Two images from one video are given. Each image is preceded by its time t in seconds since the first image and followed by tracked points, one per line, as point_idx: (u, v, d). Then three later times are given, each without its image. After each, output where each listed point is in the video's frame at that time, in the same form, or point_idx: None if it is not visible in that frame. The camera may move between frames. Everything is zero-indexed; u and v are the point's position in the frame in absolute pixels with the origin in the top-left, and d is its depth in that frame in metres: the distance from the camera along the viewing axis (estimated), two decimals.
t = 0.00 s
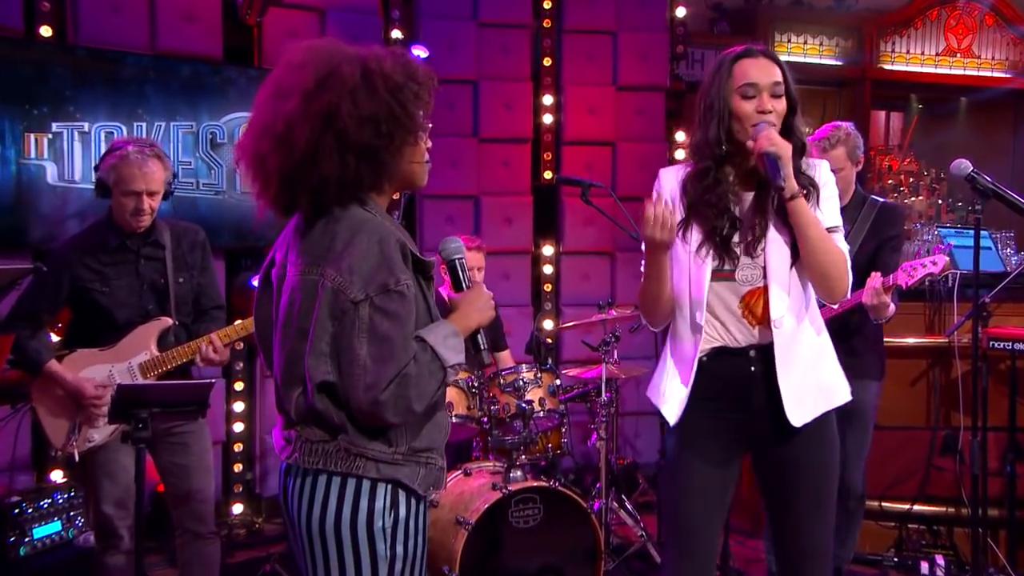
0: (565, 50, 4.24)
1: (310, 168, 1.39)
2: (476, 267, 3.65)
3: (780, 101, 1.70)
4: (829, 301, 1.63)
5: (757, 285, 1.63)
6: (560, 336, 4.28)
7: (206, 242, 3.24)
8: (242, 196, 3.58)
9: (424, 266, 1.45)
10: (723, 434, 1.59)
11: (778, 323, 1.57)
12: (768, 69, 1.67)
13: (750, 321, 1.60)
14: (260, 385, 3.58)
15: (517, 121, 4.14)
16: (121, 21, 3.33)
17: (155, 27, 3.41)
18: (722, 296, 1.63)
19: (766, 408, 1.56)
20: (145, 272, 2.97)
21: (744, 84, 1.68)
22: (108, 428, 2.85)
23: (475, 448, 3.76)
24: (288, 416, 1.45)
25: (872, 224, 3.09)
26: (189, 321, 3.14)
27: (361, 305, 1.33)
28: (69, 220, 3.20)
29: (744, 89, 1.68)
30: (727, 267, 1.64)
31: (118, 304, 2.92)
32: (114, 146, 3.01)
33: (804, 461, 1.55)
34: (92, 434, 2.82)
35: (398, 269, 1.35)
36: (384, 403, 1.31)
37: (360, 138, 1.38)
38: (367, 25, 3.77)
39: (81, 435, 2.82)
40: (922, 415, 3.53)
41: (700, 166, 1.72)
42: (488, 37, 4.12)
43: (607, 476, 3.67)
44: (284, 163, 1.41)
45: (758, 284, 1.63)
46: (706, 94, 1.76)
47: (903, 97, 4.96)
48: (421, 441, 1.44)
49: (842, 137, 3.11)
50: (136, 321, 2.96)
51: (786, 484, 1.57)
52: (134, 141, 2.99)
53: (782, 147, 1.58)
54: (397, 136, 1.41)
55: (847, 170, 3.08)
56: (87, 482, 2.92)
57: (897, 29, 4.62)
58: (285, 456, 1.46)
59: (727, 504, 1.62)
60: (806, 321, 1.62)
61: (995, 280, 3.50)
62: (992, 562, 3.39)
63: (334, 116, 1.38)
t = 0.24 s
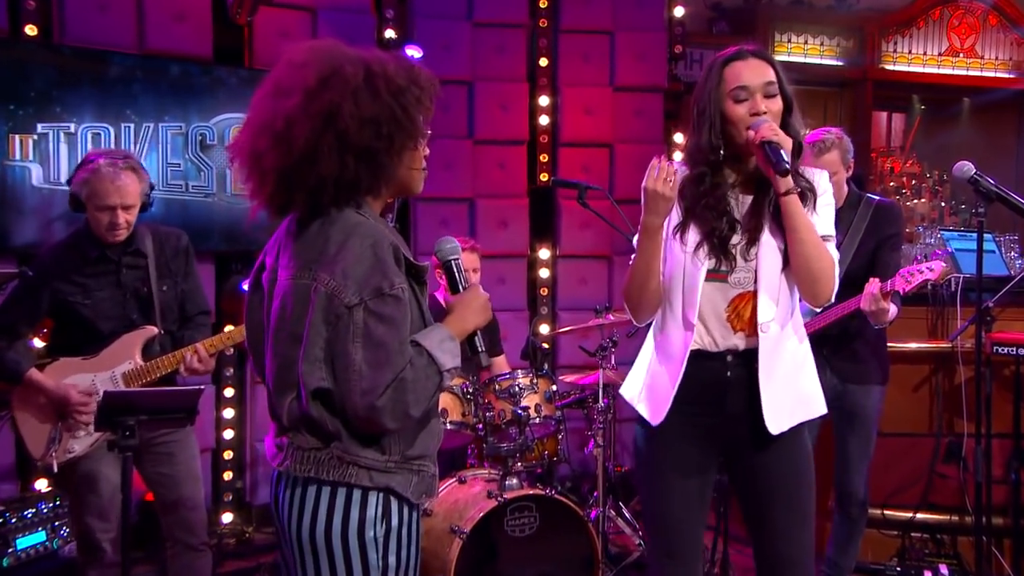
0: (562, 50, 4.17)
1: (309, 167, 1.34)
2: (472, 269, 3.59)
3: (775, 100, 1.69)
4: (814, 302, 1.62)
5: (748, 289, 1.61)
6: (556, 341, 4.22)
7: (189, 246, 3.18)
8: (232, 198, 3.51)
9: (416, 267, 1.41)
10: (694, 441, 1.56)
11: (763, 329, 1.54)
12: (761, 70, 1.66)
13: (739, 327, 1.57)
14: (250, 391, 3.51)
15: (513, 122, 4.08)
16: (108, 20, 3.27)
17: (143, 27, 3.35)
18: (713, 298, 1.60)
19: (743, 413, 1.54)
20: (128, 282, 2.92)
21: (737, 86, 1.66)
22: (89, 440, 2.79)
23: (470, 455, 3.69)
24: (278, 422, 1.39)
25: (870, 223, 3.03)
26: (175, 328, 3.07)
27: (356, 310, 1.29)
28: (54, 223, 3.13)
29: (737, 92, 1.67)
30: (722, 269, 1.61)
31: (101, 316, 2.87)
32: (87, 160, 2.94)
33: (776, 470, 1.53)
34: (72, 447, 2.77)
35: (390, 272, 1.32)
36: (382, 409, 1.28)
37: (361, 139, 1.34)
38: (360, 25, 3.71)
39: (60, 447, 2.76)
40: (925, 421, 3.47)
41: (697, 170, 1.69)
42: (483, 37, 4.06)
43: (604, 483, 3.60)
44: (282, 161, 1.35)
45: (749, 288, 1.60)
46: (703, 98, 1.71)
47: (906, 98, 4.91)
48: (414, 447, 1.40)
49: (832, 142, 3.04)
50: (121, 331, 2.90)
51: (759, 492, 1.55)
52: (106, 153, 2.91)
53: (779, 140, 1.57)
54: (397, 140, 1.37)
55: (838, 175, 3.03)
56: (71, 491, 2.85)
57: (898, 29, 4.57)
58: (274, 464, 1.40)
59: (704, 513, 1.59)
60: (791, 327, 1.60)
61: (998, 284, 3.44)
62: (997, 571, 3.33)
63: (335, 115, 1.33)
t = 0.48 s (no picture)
0: (558, 50, 4.11)
1: (309, 183, 1.32)
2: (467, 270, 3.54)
3: (768, 110, 1.64)
4: (788, 316, 1.55)
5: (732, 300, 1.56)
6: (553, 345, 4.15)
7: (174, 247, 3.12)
8: (222, 200, 3.44)
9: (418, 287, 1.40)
10: (676, 451, 1.53)
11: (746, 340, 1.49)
12: (756, 80, 1.62)
13: (722, 341, 1.52)
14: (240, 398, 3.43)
15: (508, 123, 4.02)
16: (95, 19, 3.21)
17: (131, 26, 3.29)
18: (697, 308, 1.55)
19: (722, 422, 1.51)
20: (113, 288, 2.85)
21: (728, 95, 1.63)
22: (73, 448, 2.71)
23: (465, 462, 3.62)
24: (258, 429, 1.37)
25: (871, 216, 2.97)
26: (163, 334, 2.99)
27: (351, 323, 1.27)
28: (38, 225, 3.07)
29: (728, 102, 1.64)
30: (709, 278, 1.57)
31: (85, 323, 2.80)
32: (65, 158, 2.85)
33: (759, 484, 1.49)
34: (57, 456, 2.69)
35: (392, 288, 1.29)
36: (360, 424, 1.24)
37: (360, 152, 1.31)
38: (353, 24, 3.64)
39: (43, 455, 2.67)
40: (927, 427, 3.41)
41: (690, 179, 1.67)
42: (478, 37, 4.00)
43: (601, 491, 3.53)
44: (282, 179, 1.33)
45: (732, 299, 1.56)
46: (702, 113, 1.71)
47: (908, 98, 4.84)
48: (399, 467, 1.35)
49: (841, 127, 2.98)
50: (107, 339, 2.83)
51: (741, 504, 1.51)
52: (85, 155, 2.83)
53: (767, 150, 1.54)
54: (397, 151, 1.35)
55: (847, 162, 2.98)
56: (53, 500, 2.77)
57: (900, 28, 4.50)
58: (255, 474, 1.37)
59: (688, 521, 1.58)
60: (776, 340, 1.55)
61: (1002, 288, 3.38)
62: None
63: (333, 129, 1.31)
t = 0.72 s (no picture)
0: (553, 50, 4.05)
1: (303, 193, 1.30)
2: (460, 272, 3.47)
3: (768, 114, 1.65)
4: (774, 319, 1.52)
5: (719, 301, 1.57)
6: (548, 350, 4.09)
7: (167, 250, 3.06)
8: (211, 202, 3.38)
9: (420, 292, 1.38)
10: (668, 457, 1.55)
11: (729, 343, 1.51)
12: (760, 81, 1.63)
13: (709, 344, 1.54)
14: (229, 404, 3.36)
15: (503, 124, 3.96)
16: (81, 17, 3.15)
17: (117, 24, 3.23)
18: (684, 312, 1.58)
19: (711, 429, 1.51)
20: (102, 287, 2.78)
21: (730, 93, 1.65)
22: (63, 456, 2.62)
23: (459, 469, 3.55)
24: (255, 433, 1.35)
25: (879, 220, 2.91)
26: (153, 337, 2.92)
27: (349, 325, 1.26)
28: (21, 227, 2.99)
29: (729, 101, 1.65)
30: (694, 280, 1.59)
31: (72, 322, 2.72)
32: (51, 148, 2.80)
33: (755, 491, 1.50)
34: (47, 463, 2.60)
35: (392, 289, 1.28)
36: (357, 426, 1.23)
37: (353, 157, 1.30)
38: (345, 22, 3.57)
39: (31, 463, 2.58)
40: (930, 433, 3.35)
41: (688, 177, 1.71)
42: (472, 36, 3.94)
43: (598, 498, 3.47)
44: (277, 188, 1.31)
45: (720, 299, 1.57)
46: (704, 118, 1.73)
47: (911, 98, 4.79)
48: (396, 471, 1.33)
49: (858, 126, 2.95)
50: (94, 339, 2.74)
51: (737, 509, 1.51)
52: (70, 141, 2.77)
53: (757, 149, 1.55)
54: (391, 153, 1.33)
55: (861, 160, 2.93)
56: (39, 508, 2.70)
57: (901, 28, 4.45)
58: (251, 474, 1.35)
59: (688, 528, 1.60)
60: (765, 344, 1.54)
61: (1006, 291, 3.33)
62: None
63: (325, 136, 1.30)
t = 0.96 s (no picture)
0: (549, 49, 4.00)
1: (289, 182, 1.26)
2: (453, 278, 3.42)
3: (768, 111, 1.67)
4: (771, 316, 1.54)
5: (716, 301, 1.61)
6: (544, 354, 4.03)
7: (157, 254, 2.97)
8: (201, 204, 3.31)
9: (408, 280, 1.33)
10: (671, 460, 1.57)
11: (725, 343, 1.54)
12: (759, 78, 1.65)
13: (707, 343, 1.58)
14: (218, 410, 3.29)
15: (498, 124, 3.90)
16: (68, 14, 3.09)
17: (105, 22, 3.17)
18: (681, 312, 1.62)
19: (713, 432, 1.55)
20: (87, 285, 2.70)
21: (728, 88, 1.66)
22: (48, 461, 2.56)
23: (453, 476, 3.49)
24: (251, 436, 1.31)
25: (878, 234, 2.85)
26: (139, 339, 2.82)
27: (338, 319, 1.21)
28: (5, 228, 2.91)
29: (728, 95, 1.67)
30: (688, 280, 1.63)
31: (56, 320, 2.64)
32: (51, 143, 2.77)
33: (763, 487, 1.52)
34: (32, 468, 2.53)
35: (378, 279, 1.23)
36: (353, 422, 1.19)
37: (341, 147, 1.26)
38: (338, 19, 3.51)
39: (16, 467, 2.50)
40: (933, 439, 3.29)
41: (682, 174, 1.74)
42: (467, 35, 3.88)
43: (594, 505, 3.40)
44: (262, 176, 1.27)
45: (715, 299, 1.61)
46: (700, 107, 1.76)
47: (912, 98, 4.74)
48: (395, 466, 1.30)
49: (852, 138, 2.88)
50: (78, 339, 2.66)
51: (746, 508, 1.53)
52: (74, 135, 2.76)
53: (756, 142, 1.57)
54: (379, 145, 1.29)
55: (856, 174, 2.87)
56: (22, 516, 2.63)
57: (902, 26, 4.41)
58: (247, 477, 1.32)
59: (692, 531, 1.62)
60: (763, 341, 1.57)
61: (1009, 294, 3.27)
62: None
63: (312, 124, 1.26)
